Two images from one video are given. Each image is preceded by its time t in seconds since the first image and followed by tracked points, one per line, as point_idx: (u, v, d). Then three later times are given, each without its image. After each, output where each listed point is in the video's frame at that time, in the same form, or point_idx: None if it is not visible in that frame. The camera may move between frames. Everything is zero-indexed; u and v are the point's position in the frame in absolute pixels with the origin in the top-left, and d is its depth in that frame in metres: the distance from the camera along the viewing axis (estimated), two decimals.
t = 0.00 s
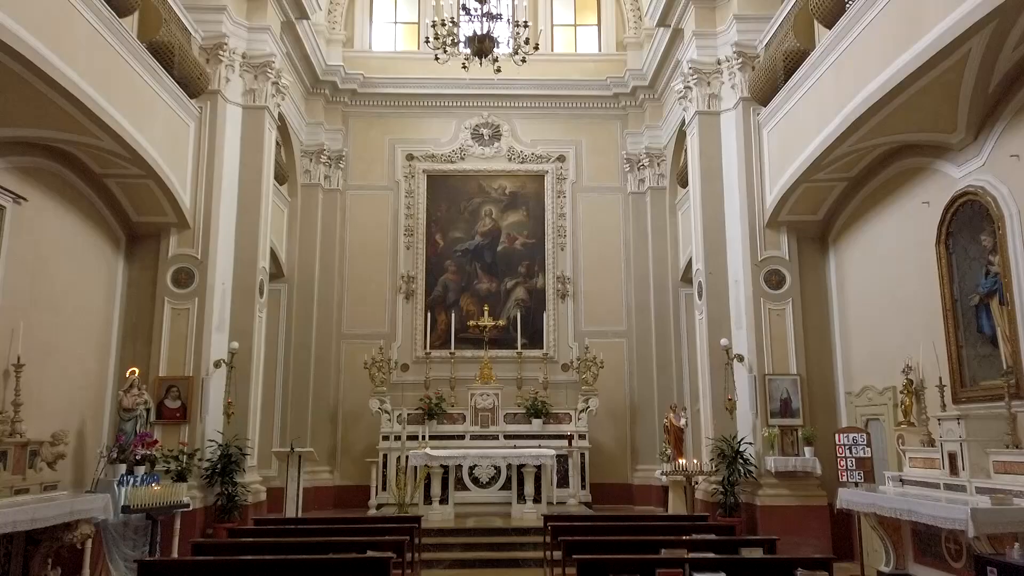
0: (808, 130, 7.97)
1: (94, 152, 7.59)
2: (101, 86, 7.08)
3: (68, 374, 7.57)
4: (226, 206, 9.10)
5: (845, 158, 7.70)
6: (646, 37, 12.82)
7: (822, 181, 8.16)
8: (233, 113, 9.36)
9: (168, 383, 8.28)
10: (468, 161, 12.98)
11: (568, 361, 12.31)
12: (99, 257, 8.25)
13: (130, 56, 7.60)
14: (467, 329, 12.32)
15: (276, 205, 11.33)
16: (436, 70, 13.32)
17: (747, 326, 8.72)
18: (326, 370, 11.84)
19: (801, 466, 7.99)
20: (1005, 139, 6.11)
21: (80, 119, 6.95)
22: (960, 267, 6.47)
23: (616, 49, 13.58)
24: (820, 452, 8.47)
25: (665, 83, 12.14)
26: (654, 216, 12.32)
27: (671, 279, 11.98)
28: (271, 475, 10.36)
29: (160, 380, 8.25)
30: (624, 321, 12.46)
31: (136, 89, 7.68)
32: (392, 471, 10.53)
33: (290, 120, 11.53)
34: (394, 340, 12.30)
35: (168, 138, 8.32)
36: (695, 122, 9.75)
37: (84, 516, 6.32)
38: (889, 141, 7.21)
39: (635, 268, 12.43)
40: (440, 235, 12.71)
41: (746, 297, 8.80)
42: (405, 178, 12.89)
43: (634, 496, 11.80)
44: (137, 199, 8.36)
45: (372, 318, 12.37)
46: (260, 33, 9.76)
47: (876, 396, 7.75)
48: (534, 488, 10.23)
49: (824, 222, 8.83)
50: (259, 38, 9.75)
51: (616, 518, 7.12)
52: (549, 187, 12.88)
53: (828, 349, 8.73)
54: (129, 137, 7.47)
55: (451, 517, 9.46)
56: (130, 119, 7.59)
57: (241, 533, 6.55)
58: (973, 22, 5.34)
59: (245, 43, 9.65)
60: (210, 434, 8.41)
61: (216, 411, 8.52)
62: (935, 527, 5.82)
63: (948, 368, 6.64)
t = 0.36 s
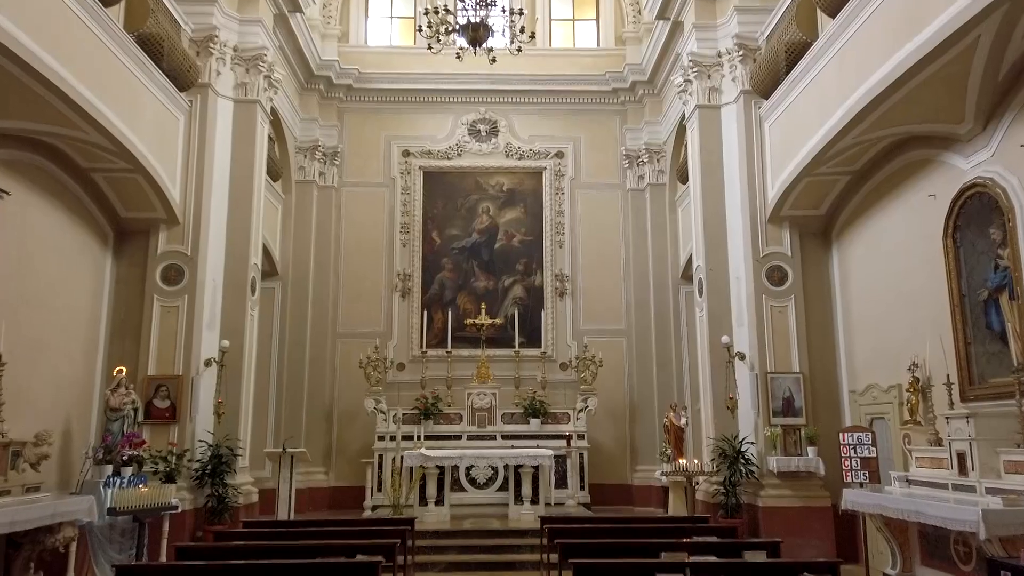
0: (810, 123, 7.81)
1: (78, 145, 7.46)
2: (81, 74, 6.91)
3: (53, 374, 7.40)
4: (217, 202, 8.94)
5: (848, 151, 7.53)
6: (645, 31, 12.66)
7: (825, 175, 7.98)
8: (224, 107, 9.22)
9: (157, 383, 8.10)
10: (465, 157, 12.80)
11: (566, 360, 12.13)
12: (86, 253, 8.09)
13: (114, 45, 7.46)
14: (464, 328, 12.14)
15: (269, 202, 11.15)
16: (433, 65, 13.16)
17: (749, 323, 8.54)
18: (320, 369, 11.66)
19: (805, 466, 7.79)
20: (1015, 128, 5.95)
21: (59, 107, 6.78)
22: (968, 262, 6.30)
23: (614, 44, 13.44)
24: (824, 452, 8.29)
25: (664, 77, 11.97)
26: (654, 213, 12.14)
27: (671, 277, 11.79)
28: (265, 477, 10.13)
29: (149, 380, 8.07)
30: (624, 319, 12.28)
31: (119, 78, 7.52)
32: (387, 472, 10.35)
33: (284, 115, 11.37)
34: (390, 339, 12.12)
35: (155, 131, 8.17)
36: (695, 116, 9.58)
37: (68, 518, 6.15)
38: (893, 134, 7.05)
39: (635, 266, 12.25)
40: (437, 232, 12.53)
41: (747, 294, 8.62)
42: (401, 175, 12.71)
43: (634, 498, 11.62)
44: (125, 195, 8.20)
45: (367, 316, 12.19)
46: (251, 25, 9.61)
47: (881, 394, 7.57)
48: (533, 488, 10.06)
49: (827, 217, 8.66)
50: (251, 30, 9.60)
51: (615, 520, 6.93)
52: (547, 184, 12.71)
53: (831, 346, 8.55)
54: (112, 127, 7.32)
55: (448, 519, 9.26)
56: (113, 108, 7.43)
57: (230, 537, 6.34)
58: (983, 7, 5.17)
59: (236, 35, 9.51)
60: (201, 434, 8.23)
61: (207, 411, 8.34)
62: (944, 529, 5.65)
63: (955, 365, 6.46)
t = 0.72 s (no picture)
0: (813, 120, 7.63)
1: (64, 144, 7.32)
2: (68, 71, 6.77)
3: (38, 377, 7.23)
4: (208, 202, 8.78)
5: (852, 149, 7.37)
6: (644, 29, 12.51)
7: (829, 174, 7.82)
8: (215, 106, 9.07)
9: (145, 387, 7.91)
10: (462, 158, 12.64)
11: (564, 363, 11.95)
12: (73, 255, 7.92)
13: (102, 42, 7.32)
14: (461, 331, 11.96)
15: (263, 202, 10.99)
16: (429, 65, 13.01)
17: (750, 325, 8.36)
18: (315, 372, 11.49)
19: (808, 471, 7.65)
20: None
21: (44, 104, 6.63)
22: (976, 262, 6.13)
23: (613, 43, 13.29)
24: (828, 456, 8.11)
25: (663, 76, 11.82)
26: (653, 213, 11.98)
27: (671, 278, 11.62)
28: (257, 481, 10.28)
29: (137, 384, 7.90)
30: (623, 322, 12.10)
31: (106, 76, 7.38)
32: (382, 477, 10.17)
33: (278, 114, 11.23)
34: (385, 342, 11.94)
35: (143, 128, 8.02)
36: (695, 114, 9.42)
37: (51, 526, 6.00)
38: (900, 130, 6.89)
39: (634, 267, 12.07)
40: (433, 234, 12.37)
41: (749, 296, 8.45)
42: (397, 176, 12.54)
43: (634, 503, 11.43)
44: (113, 194, 8.04)
45: (362, 319, 12.01)
46: (243, 23, 9.50)
47: (887, 397, 7.40)
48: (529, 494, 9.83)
49: (830, 217, 8.50)
50: (243, 28, 9.50)
51: (612, 526, 6.76)
52: (545, 184, 12.54)
53: (835, 349, 8.37)
54: (98, 125, 7.17)
55: (444, 526, 9.07)
56: (100, 106, 7.28)
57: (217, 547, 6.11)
58: None
59: (228, 32, 9.39)
60: (190, 439, 8.05)
61: (197, 416, 8.17)
62: (952, 536, 5.48)
63: (964, 366, 6.28)
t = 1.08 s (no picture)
0: (821, 125, 7.48)
1: (54, 148, 7.18)
2: (59, 74, 6.63)
3: (26, 387, 7.04)
4: (202, 209, 8.64)
5: (860, 155, 7.23)
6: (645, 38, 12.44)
7: (835, 181, 7.68)
8: (210, 111, 8.93)
9: (136, 397, 7.73)
10: (461, 166, 12.50)
11: (565, 375, 11.76)
12: (63, 262, 7.75)
13: (96, 46, 7.20)
14: (460, 341, 11.79)
15: (259, 210, 10.84)
16: (429, 73, 12.90)
17: (755, 336, 8.18)
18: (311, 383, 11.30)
19: (816, 486, 7.41)
20: None
21: (34, 107, 6.49)
22: (990, 270, 5.96)
23: (614, 52, 13.20)
24: (835, 471, 7.92)
25: (665, 84, 11.71)
26: (655, 223, 11.83)
27: (673, 289, 11.46)
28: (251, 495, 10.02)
29: (128, 394, 7.71)
30: (624, 333, 11.93)
31: (99, 80, 7.24)
32: (379, 491, 9.97)
33: (276, 121, 11.10)
34: (383, 352, 11.75)
35: (137, 133, 7.87)
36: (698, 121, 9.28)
37: (35, 541, 5.78)
38: (912, 134, 6.75)
39: (636, 277, 11.90)
40: (432, 243, 12.20)
41: (754, 306, 8.28)
42: (396, 184, 12.39)
43: (636, 518, 11.21)
44: (106, 200, 7.88)
45: (360, 329, 11.83)
46: (240, 28, 9.38)
47: (896, 410, 7.22)
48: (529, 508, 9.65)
49: (836, 226, 8.35)
50: (239, 33, 9.36)
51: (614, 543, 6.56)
52: (546, 193, 12.39)
53: (842, 360, 8.19)
54: (90, 129, 7.03)
55: (441, 541, 8.86)
56: (93, 110, 7.14)
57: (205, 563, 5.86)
58: None
59: (225, 38, 9.27)
60: (182, 451, 7.86)
61: (189, 427, 7.98)
62: (967, 554, 5.29)
63: (978, 378, 6.10)
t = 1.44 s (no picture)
0: (829, 133, 7.34)
1: (47, 156, 7.05)
2: (55, 82, 6.51)
3: (14, 400, 6.86)
4: (198, 219, 8.49)
5: (869, 165, 7.10)
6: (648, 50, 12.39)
7: (844, 192, 7.54)
8: (207, 120, 8.81)
9: (128, 412, 7.55)
10: (461, 178, 12.37)
11: (566, 390, 11.56)
12: (54, 273, 7.60)
13: (93, 54, 7.08)
14: (459, 355, 11.61)
15: (257, 221, 10.69)
16: (429, 84, 12.81)
17: (761, 350, 8.01)
18: (308, 397, 11.12)
19: (825, 505, 7.19)
20: None
21: (28, 115, 6.38)
22: (1005, 282, 5.80)
23: (616, 64, 13.13)
24: (845, 489, 7.72)
25: (668, 96, 11.60)
26: (657, 235, 11.68)
27: (676, 302, 11.28)
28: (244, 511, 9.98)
29: (119, 408, 7.52)
30: (626, 348, 11.75)
31: (95, 88, 7.12)
32: (376, 508, 9.75)
33: (274, 131, 10.99)
34: (381, 366, 11.57)
35: (132, 141, 7.74)
36: (702, 132, 9.15)
37: (18, 560, 5.57)
38: (926, 143, 6.62)
39: (638, 291, 11.74)
40: (432, 255, 12.04)
41: (760, 319, 8.10)
42: (395, 196, 12.26)
43: (638, 536, 10.98)
44: (99, 210, 7.74)
45: (358, 343, 11.65)
46: (238, 36, 9.27)
47: (908, 427, 7.03)
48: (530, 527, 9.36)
49: (844, 238, 8.20)
50: (238, 41, 9.26)
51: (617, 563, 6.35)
52: (547, 206, 12.26)
53: (850, 376, 8.01)
54: (85, 138, 6.90)
55: (440, 561, 8.63)
56: (88, 119, 7.01)
57: None
58: None
59: (223, 47, 9.17)
60: (174, 467, 7.66)
61: (182, 443, 7.78)
62: None
63: (994, 393, 5.92)
